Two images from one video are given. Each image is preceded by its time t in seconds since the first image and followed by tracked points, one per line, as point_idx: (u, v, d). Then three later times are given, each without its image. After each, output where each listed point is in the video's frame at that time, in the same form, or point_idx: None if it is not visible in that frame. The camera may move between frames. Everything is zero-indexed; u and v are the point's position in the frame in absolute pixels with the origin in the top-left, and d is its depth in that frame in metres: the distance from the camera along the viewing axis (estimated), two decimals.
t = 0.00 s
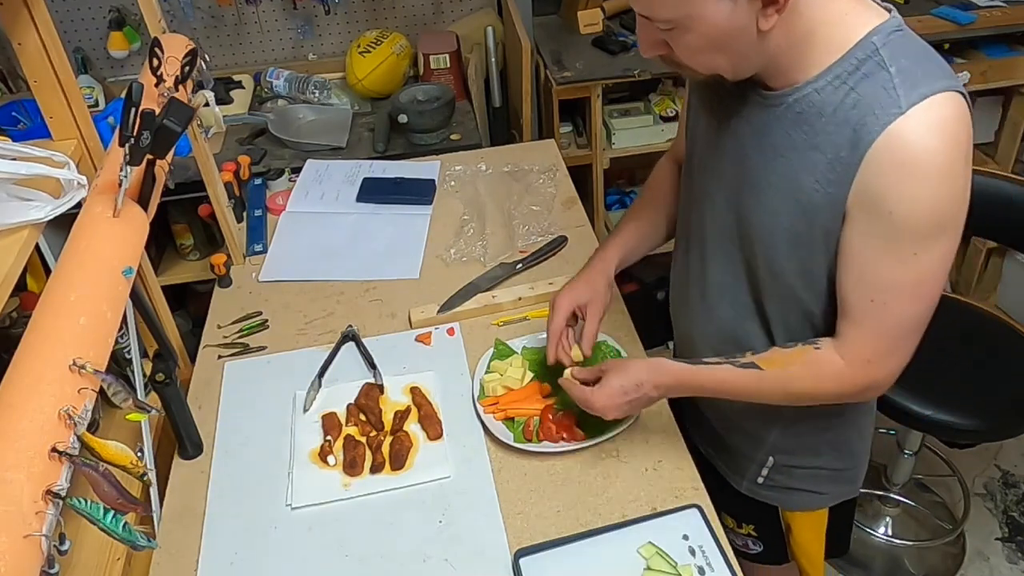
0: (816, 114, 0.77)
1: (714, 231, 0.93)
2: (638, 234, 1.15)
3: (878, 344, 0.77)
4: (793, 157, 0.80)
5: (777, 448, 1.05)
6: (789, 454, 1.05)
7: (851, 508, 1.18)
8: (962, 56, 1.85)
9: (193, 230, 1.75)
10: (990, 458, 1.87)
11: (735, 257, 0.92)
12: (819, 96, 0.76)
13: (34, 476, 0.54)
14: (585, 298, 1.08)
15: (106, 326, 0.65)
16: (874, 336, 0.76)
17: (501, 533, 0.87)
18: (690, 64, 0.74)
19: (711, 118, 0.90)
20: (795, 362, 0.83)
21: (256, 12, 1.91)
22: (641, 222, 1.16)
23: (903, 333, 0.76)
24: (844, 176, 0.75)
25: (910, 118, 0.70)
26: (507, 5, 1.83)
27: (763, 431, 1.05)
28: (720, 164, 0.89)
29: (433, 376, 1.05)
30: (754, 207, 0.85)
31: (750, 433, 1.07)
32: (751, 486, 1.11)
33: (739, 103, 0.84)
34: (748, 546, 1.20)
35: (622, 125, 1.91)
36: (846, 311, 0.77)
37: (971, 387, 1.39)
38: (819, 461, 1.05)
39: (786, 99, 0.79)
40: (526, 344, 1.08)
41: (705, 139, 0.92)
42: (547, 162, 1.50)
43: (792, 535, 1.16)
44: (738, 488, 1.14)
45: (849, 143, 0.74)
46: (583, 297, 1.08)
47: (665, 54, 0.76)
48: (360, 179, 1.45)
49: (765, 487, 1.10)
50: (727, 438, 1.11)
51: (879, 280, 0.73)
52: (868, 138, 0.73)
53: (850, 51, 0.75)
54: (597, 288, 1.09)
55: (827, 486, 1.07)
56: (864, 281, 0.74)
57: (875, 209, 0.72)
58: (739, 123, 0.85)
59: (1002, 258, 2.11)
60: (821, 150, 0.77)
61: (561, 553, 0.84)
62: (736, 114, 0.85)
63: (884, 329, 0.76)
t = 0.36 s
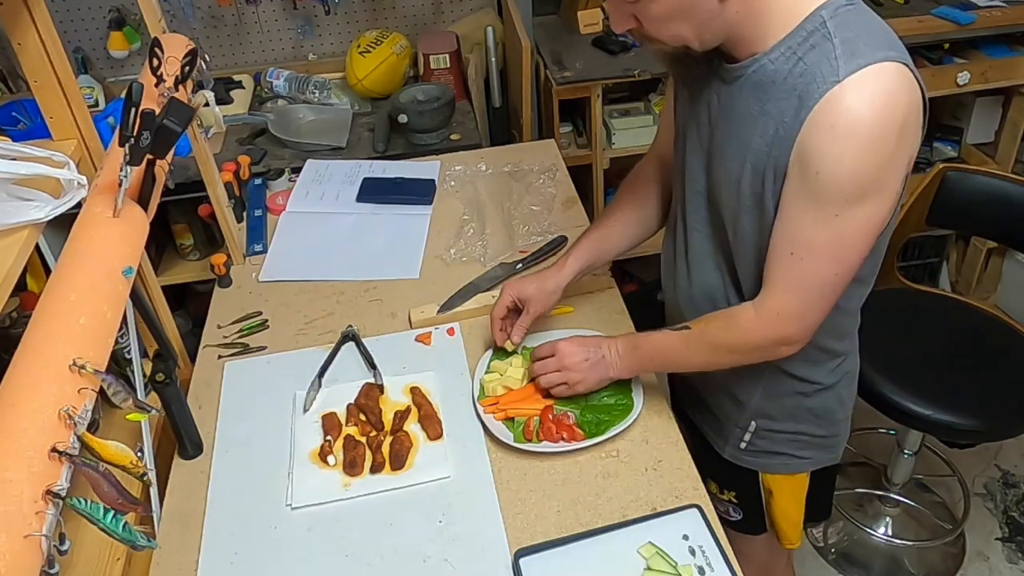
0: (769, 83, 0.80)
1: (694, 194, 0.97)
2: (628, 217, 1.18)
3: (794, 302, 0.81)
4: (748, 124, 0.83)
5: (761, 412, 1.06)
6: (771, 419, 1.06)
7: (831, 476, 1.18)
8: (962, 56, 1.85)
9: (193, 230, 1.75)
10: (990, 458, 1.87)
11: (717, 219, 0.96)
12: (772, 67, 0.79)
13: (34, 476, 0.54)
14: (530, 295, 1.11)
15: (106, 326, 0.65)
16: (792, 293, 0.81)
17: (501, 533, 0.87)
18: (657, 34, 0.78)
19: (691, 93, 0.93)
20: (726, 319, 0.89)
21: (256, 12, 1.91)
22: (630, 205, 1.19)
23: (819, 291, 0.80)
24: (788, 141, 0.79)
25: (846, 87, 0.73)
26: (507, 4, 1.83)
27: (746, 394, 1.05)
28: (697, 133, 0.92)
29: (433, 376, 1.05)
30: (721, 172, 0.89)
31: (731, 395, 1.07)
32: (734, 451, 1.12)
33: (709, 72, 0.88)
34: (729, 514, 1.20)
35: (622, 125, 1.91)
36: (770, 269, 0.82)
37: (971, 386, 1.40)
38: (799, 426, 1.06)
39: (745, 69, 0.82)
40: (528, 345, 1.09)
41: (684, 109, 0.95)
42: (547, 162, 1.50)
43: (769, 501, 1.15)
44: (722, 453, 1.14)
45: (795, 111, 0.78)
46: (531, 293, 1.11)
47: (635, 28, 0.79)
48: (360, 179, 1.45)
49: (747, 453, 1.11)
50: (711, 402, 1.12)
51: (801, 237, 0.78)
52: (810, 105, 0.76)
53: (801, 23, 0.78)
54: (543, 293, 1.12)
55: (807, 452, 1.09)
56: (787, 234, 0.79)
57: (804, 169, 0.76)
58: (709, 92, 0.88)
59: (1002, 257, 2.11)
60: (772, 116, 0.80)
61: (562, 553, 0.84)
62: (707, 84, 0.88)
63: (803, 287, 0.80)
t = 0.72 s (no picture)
0: (778, 82, 0.80)
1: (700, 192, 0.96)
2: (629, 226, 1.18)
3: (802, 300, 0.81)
4: (758, 124, 0.83)
5: (773, 415, 1.05)
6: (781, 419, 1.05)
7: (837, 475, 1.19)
8: (962, 56, 1.85)
9: (193, 230, 1.75)
10: (991, 458, 1.87)
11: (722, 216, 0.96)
12: (781, 66, 0.79)
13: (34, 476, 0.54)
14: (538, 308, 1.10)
15: (106, 326, 0.65)
16: (800, 290, 0.81)
17: (501, 534, 0.87)
18: (673, 34, 0.76)
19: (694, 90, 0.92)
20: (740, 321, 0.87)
21: (256, 12, 1.91)
22: (630, 214, 1.19)
23: (826, 287, 0.80)
24: (798, 139, 0.78)
25: (859, 83, 0.73)
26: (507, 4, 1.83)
27: (757, 397, 1.05)
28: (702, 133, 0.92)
29: (433, 376, 1.05)
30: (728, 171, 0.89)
31: (742, 400, 1.07)
32: (744, 455, 1.11)
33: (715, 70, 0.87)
34: (739, 517, 1.20)
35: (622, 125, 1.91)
36: (778, 267, 0.82)
37: (971, 386, 1.40)
38: (810, 426, 1.06)
39: (753, 68, 0.81)
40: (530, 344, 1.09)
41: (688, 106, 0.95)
42: (547, 162, 1.50)
43: (781, 504, 1.16)
44: (731, 458, 1.14)
45: (806, 108, 0.77)
46: (537, 306, 1.10)
47: (648, 32, 0.78)
48: (360, 179, 1.45)
49: (758, 456, 1.10)
50: (719, 406, 1.11)
51: (811, 234, 0.78)
52: (821, 103, 0.76)
53: (809, 21, 0.78)
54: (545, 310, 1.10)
55: (817, 450, 1.09)
56: (797, 233, 0.79)
57: (817, 166, 0.76)
58: (715, 89, 0.88)
59: (1002, 258, 2.11)
60: (782, 115, 0.80)
61: (561, 553, 0.84)
62: (713, 82, 0.88)
63: (812, 283, 0.80)
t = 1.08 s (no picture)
0: (834, 101, 0.77)
1: (722, 228, 0.91)
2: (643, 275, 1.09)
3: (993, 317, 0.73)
4: (816, 148, 0.79)
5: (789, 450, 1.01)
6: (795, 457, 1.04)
7: (862, 507, 1.15)
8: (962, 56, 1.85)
9: (193, 230, 1.75)
10: (990, 457, 1.87)
11: (741, 257, 0.89)
12: (834, 85, 0.76)
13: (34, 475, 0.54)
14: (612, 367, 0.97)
15: (106, 325, 0.65)
16: (984, 310, 0.73)
17: (501, 534, 0.87)
18: (740, 56, 0.68)
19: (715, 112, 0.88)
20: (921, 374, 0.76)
21: (256, 12, 1.91)
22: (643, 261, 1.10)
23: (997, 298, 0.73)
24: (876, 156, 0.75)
25: (939, 89, 0.71)
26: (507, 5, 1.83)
27: (773, 432, 1.01)
28: (732, 163, 0.87)
29: (433, 376, 1.05)
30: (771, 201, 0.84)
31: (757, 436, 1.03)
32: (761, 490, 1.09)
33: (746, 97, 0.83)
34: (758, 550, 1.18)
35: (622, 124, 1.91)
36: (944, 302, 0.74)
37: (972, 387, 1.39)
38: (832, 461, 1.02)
39: (801, 90, 0.78)
40: (527, 344, 1.08)
41: (707, 134, 0.90)
42: (547, 162, 1.50)
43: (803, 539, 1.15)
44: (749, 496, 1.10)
45: (877, 124, 0.75)
46: (613, 366, 0.97)
47: (708, 63, 0.68)
48: (360, 179, 1.45)
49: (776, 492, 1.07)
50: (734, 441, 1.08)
51: (967, 252, 0.71)
52: (897, 116, 0.73)
53: (855, 35, 0.75)
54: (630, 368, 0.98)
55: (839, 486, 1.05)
56: (954, 258, 0.72)
57: (935, 183, 0.72)
58: (752, 115, 0.83)
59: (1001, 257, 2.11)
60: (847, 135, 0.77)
61: (561, 553, 0.85)
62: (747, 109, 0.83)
63: (993, 296, 0.73)
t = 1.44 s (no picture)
0: (896, 133, 0.75)
1: (770, 261, 0.89)
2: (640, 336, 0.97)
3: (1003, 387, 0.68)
4: (874, 181, 0.78)
5: (825, 480, 1.01)
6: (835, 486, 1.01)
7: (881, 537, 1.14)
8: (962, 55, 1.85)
9: (193, 230, 1.75)
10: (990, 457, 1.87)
11: (790, 291, 0.88)
12: (897, 115, 0.74)
13: (34, 476, 0.54)
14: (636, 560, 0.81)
15: (107, 326, 0.65)
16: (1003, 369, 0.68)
17: (500, 533, 0.87)
18: (796, 93, 0.67)
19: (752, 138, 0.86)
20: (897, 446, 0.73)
21: (256, 12, 1.91)
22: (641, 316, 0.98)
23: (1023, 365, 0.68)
24: (931, 190, 0.74)
25: (1006, 120, 0.69)
26: (506, 5, 1.83)
27: (810, 462, 1.00)
28: (778, 195, 0.86)
29: (433, 376, 1.05)
30: (824, 234, 0.83)
31: (793, 466, 1.02)
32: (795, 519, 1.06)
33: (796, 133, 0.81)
34: None
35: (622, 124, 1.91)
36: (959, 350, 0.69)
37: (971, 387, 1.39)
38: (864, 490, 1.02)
39: (860, 122, 0.76)
40: (526, 344, 1.08)
41: (746, 166, 0.88)
42: (547, 162, 1.50)
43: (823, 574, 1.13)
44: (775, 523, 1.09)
45: (937, 156, 0.73)
46: (638, 454, 0.88)
47: (764, 97, 0.69)
48: (360, 179, 1.45)
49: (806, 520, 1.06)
50: (764, 470, 1.06)
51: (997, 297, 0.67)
52: (959, 148, 0.71)
53: (921, 61, 0.73)
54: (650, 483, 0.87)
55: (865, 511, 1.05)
56: (979, 302, 0.68)
57: (978, 213, 0.69)
58: (802, 149, 0.81)
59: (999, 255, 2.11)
60: (906, 168, 0.75)
61: (561, 555, 0.85)
62: (796, 143, 0.82)
63: (1009, 361, 0.68)
